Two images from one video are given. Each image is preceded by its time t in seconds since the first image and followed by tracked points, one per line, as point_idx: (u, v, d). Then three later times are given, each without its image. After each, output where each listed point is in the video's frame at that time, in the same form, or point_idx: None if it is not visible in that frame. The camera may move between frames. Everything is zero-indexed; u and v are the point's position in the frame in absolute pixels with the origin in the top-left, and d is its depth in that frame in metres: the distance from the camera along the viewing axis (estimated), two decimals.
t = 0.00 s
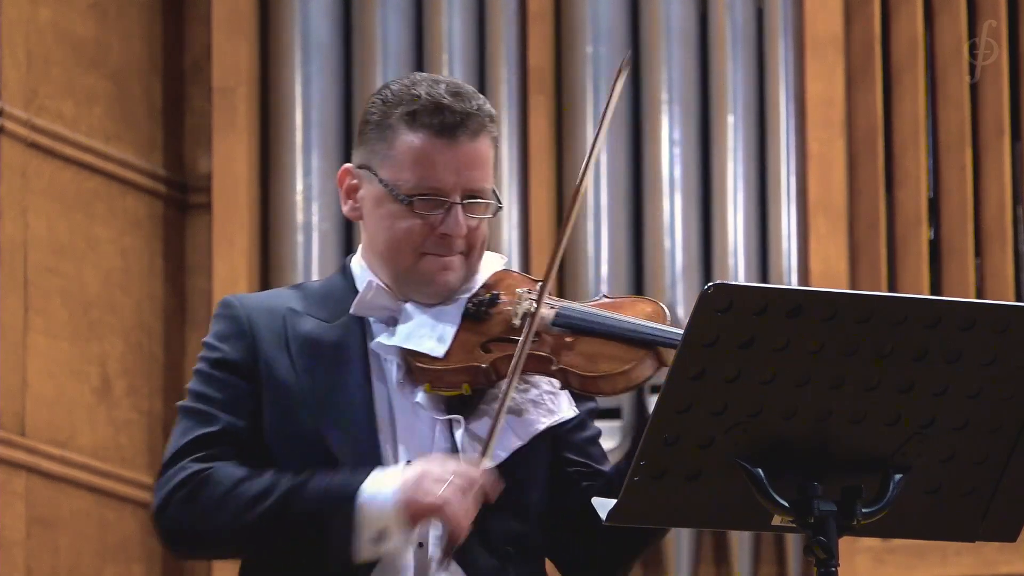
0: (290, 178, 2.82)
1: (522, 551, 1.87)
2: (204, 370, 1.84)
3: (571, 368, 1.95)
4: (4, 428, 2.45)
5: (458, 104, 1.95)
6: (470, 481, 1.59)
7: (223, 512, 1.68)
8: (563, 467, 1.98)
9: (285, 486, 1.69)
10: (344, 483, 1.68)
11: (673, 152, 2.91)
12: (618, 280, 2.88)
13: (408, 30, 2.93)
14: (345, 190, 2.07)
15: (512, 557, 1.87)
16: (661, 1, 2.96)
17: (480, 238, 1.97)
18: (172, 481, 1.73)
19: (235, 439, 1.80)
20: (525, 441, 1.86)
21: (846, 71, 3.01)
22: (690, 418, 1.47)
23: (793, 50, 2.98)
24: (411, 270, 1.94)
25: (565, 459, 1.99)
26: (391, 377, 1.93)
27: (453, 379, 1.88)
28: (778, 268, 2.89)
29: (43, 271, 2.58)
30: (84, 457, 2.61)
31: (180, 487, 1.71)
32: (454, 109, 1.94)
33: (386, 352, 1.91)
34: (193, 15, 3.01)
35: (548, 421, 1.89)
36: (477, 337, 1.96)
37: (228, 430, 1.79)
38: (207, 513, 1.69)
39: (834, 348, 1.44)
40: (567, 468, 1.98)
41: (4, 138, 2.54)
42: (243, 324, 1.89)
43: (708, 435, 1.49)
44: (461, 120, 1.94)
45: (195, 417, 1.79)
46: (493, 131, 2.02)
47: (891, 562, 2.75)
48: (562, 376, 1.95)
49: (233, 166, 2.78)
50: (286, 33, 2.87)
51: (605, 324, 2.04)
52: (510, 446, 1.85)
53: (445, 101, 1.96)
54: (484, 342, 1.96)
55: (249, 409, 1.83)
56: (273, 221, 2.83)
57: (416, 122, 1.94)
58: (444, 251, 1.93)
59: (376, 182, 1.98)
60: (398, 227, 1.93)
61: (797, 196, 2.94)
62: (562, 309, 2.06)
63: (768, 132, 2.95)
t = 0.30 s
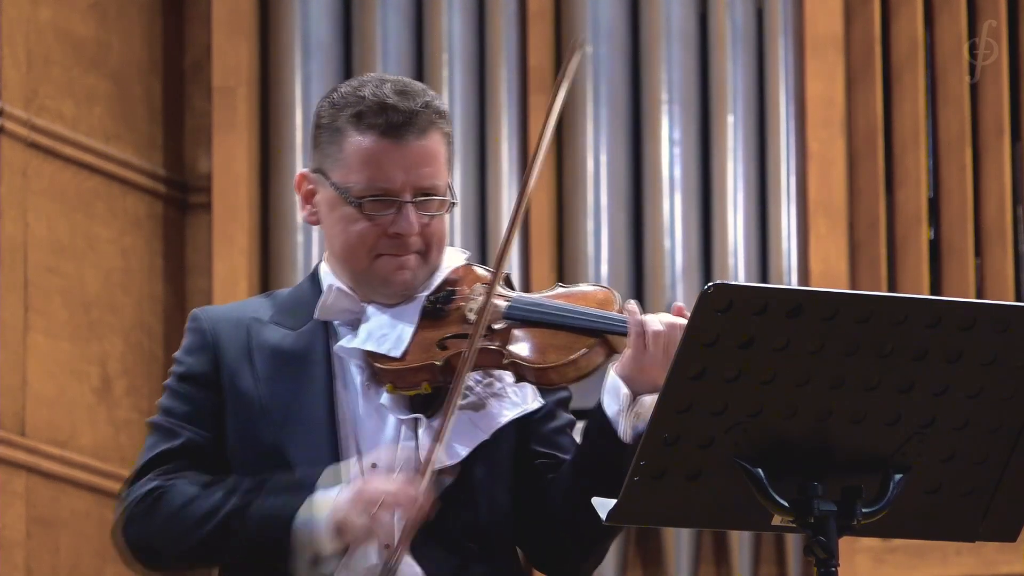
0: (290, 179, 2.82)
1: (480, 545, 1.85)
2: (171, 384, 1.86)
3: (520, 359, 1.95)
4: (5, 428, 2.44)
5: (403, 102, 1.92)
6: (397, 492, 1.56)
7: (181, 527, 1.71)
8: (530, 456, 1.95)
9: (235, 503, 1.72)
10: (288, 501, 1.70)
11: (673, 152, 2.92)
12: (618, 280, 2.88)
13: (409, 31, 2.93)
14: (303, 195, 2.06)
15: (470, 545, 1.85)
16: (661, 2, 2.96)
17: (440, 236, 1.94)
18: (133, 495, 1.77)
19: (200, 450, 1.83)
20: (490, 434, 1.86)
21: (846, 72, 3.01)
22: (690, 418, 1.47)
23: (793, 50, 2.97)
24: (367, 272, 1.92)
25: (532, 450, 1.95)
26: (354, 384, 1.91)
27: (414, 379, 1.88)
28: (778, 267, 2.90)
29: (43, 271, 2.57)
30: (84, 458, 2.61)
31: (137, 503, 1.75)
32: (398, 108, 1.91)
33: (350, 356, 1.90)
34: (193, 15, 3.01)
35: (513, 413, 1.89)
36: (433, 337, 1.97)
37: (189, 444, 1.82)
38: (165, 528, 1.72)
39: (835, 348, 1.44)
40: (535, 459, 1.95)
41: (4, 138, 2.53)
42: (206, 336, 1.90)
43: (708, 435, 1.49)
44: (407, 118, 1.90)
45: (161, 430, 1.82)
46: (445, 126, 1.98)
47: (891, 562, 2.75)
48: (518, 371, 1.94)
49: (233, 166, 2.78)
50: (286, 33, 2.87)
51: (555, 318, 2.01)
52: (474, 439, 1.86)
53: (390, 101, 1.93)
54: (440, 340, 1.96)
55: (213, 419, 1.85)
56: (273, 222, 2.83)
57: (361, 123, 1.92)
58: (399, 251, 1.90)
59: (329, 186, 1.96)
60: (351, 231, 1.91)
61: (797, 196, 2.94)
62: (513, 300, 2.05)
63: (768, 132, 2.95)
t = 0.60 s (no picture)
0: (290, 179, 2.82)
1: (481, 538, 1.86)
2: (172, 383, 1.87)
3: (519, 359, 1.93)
4: (4, 428, 2.44)
5: (392, 106, 1.92)
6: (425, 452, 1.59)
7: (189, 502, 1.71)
8: (531, 452, 1.97)
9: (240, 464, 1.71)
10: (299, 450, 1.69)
11: (673, 152, 2.92)
12: (618, 280, 2.88)
13: (408, 30, 2.93)
14: (298, 198, 2.07)
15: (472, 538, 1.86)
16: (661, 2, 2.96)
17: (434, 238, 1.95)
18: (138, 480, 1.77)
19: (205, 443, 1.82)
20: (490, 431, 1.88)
21: (846, 71, 3.01)
22: (691, 418, 1.47)
23: (793, 50, 2.97)
24: (361, 275, 1.94)
25: (534, 446, 1.97)
26: (351, 384, 1.96)
27: (414, 381, 1.90)
28: (778, 268, 2.90)
29: (44, 271, 2.57)
30: (84, 458, 2.61)
31: (142, 484, 1.76)
32: (388, 112, 1.91)
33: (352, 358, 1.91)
34: (193, 15, 3.01)
35: (512, 410, 1.90)
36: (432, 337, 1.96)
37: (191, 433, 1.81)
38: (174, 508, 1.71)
39: (835, 348, 1.44)
40: (535, 455, 1.97)
41: (4, 138, 2.53)
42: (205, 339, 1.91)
43: (708, 435, 1.49)
44: (396, 122, 1.90)
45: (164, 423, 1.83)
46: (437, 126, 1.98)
47: (891, 562, 2.75)
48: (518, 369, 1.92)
49: (233, 166, 2.78)
50: (286, 33, 2.87)
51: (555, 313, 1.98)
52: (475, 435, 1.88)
53: (379, 105, 1.92)
54: (439, 340, 1.95)
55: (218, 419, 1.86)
56: (273, 221, 2.83)
57: (351, 128, 1.92)
58: (391, 255, 1.91)
59: (321, 190, 1.97)
60: (344, 235, 1.93)
61: (797, 196, 2.94)
62: (512, 297, 2.01)
63: (767, 132, 2.95)
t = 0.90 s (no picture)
0: (290, 179, 2.82)
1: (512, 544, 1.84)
2: (223, 352, 1.89)
3: (550, 347, 1.95)
4: (4, 427, 2.46)
5: (426, 99, 1.91)
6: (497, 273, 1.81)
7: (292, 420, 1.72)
8: (566, 451, 1.92)
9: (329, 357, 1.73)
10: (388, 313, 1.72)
11: (673, 152, 2.92)
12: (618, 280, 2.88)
13: (409, 30, 2.93)
14: (327, 191, 2.02)
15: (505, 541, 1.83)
16: (660, 2, 2.97)
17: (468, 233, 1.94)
18: (234, 423, 1.79)
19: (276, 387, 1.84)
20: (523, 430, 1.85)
21: (847, 72, 3.00)
22: (691, 418, 1.47)
23: (793, 50, 2.97)
24: (393, 267, 1.91)
25: (567, 443, 1.92)
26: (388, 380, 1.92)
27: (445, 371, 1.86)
28: (778, 268, 2.90)
29: (43, 271, 2.58)
30: (84, 458, 2.61)
31: (246, 416, 1.77)
32: (422, 104, 1.90)
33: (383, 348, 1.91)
34: (193, 15, 3.01)
35: (546, 408, 1.86)
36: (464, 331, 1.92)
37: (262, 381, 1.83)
38: (282, 430, 1.73)
39: (835, 348, 1.44)
40: (569, 452, 1.92)
41: (4, 138, 2.54)
42: (248, 310, 1.92)
43: (708, 435, 1.49)
44: (431, 114, 1.89)
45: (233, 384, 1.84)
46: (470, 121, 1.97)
47: (891, 562, 2.76)
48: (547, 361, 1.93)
49: (233, 166, 2.78)
50: (286, 33, 2.87)
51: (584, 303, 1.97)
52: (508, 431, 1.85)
53: (413, 97, 1.91)
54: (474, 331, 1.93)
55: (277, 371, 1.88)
56: (273, 222, 2.82)
57: (385, 120, 1.91)
58: (426, 247, 1.89)
59: (353, 184, 1.94)
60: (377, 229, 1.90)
61: (797, 196, 2.94)
62: (545, 290, 1.98)
63: (768, 132, 2.95)
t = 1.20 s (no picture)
0: (290, 179, 2.82)
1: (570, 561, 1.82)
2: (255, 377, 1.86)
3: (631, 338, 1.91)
4: (4, 427, 2.45)
5: (499, 86, 1.96)
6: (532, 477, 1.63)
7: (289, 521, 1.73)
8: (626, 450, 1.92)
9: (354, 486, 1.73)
10: (415, 477, 1.72)
11: (673, 152, 2.92)
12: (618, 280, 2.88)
13: (409, 30, 2.93)
14: (389, 180, 2.08)
15: (575, 548, 1.83)
16: (660, 2, 2.97)
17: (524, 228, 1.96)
18: (231, 490, 1.77)
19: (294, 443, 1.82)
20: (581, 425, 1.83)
21: (846, 72, 3.00)
22: (691, 418, 1.47)
23: (793, 50, 2.97)
24: (455, 252, 1.94)
25: (626, 444, 1.92)
26: (443, 364, 1.93)
27: (510, 360, 1.86)
28: (778, 268, 2.90)
29: (43, 271, 2.58)
30: (84, 458, 2.61)
31: (240, 497, 1.75)
32: (495, 91, 1.94)
33: (439, 336, 1.94)
34: (194, 15, 3.01)
35: (606, 406, 1.85)
36: (535, 318, 1.91)
37: (282, 437, 1.81)
38: (273, 527, 1.73)
39: (835, 348, 1.44)
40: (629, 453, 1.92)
41: (4, 138, 2.54)
42: (291, 330, 1.90)
43: (708, 435, 1.49)
44: (502, 102, 1.94)
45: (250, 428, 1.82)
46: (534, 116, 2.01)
47: (891, 563, 2.76)
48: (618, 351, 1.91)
49: (233, 166, 2.78)
50: (286, 33, 2.87)
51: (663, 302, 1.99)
52: (568, 427, 1.83)
53: (486, 84, 1.96)
54: (542, 321, 1.90)
55: (303, 411, 1.84)
56: (273, 222, 2.82)
57: (456, 106, 1.95)
58: (488, 233, 1.92)
59: (419, 167, 1.99)
60: (443, 210, 1.93)
61: (797, 196, 2.94)
62: (619, 289, 2.00)
63: (767, 132, 2.95)
